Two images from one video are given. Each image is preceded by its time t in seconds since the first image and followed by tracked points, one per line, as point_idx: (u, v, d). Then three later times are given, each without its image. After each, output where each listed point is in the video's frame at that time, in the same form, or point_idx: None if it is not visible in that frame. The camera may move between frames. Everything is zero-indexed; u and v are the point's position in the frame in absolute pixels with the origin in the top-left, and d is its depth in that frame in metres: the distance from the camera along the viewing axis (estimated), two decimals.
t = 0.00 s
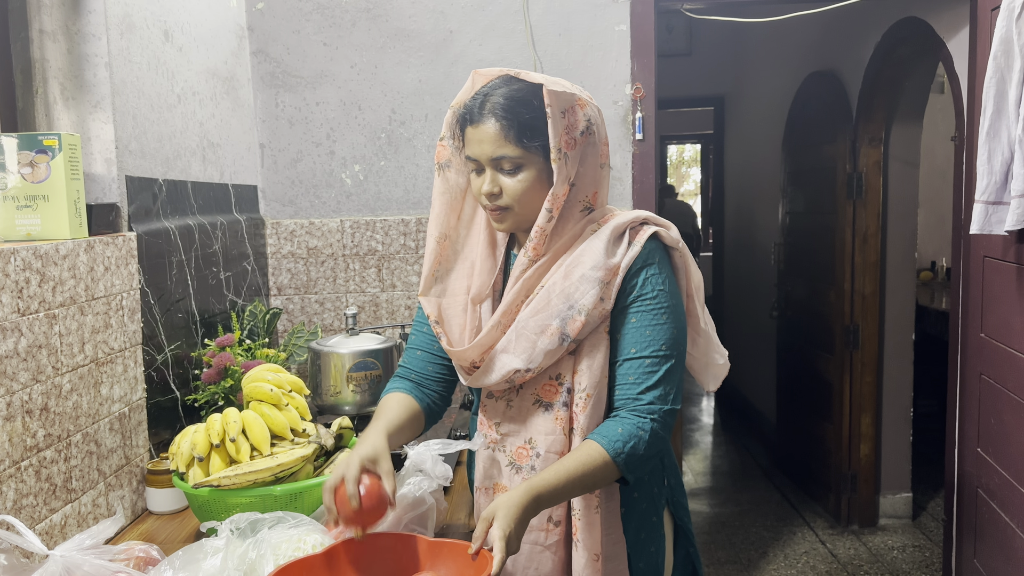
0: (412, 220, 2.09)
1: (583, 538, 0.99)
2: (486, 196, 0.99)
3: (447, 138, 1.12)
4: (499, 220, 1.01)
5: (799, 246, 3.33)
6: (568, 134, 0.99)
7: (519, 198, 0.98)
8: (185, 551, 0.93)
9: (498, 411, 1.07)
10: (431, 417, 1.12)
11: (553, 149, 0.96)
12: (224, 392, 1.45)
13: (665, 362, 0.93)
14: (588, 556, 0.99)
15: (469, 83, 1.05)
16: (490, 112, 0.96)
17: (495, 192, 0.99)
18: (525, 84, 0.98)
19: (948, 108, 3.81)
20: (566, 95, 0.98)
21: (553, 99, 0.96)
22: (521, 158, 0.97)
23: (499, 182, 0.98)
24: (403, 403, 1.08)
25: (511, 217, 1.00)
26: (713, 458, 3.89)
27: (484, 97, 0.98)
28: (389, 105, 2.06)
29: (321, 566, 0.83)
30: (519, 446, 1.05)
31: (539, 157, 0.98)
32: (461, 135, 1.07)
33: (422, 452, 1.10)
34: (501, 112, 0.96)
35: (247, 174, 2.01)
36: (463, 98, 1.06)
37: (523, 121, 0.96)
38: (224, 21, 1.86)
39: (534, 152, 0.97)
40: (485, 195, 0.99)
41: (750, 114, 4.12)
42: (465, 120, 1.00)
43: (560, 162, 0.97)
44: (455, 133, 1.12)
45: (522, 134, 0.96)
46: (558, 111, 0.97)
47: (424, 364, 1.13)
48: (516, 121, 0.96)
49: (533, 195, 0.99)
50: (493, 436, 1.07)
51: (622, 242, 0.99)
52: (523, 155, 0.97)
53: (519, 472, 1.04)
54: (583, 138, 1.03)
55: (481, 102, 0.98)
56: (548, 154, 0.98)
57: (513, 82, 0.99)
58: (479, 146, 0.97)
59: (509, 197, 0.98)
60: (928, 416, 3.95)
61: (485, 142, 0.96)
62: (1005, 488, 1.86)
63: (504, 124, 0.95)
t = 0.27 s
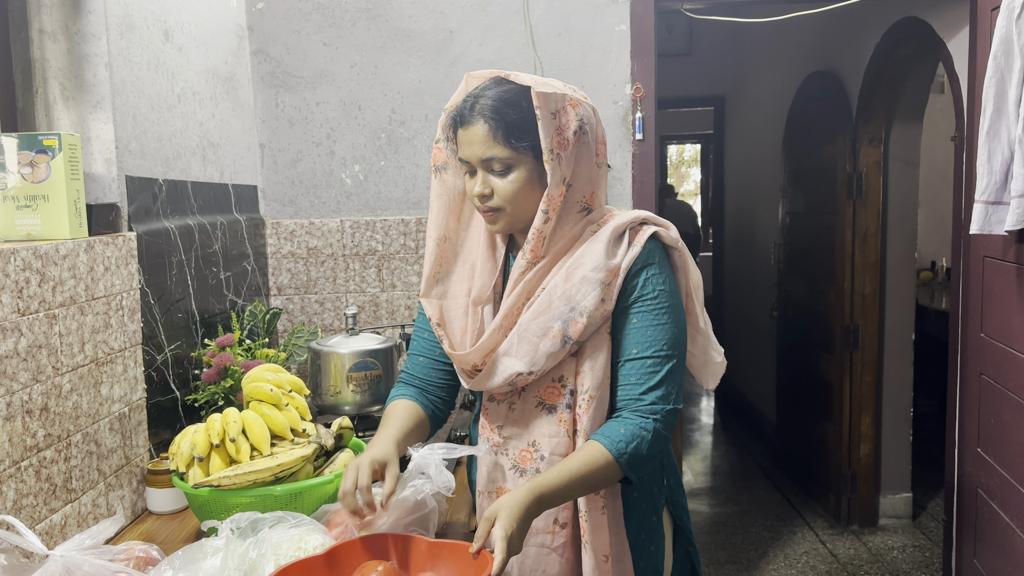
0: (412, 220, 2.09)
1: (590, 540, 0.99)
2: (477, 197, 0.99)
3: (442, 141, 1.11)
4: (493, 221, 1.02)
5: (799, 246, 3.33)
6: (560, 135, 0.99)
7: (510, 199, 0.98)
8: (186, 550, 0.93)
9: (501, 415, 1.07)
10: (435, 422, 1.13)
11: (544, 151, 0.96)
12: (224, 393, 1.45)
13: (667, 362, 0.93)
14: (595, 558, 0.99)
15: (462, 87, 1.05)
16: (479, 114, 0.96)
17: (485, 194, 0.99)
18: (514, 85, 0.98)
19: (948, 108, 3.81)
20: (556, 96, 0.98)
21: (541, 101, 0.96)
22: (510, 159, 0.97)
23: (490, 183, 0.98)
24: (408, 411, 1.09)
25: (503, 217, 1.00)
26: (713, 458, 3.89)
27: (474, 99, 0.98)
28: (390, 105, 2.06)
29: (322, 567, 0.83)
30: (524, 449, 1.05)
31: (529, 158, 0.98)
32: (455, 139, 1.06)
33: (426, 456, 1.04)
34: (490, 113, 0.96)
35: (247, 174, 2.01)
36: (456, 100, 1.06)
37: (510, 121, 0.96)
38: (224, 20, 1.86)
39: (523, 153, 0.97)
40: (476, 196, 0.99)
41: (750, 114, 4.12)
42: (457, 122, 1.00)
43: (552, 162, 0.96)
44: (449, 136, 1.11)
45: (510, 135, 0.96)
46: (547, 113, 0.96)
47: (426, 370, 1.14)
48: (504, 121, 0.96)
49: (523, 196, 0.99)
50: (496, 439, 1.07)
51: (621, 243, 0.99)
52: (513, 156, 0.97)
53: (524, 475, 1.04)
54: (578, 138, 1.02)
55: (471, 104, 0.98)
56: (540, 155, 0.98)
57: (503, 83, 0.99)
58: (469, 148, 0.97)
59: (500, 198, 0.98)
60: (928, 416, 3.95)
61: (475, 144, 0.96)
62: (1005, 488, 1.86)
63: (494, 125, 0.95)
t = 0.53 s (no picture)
0: (412, 220, 2.09)
1: (578, 539, 0.99)
2: (476, 196, 0.99)
3: (444, 138, 1.11)
4: (491, 220, 1.02)
5: (800, 246, 3.33)
6: (557, 135, 0.98)
7: (509, 199, 0.99)
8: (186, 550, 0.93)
9: (490, 410, 1.07)
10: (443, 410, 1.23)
11: (540, 151, 0.95)
12: (224, 393, 1.45)
13: (661, 364, 0.92)
14: (582, 557, 1.00)
15: (465, 85, 1.06)
16: (480, 114, 0.96)
17: (485, 194, 0.99)
18: (514, 84, 0.98)
19: (948, 108, 3.81)
20: (556, 96, 0.98)
21: (541, 101, 0.95)
22: (510, 160, 0.97)
23: (489, 183, 0.98)
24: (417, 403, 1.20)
25: (502, 218, 1.01)
26: (713, 458, 3.89)
27: (474, 99, 0.98)
28: (389, 105, 2.06)
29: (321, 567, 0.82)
30: (509, 445, 1.05)
31: (528, 160, 0.98)
32: (454, 137, 1.06)
33: (423, 456, 1.07)
34: (490, 114, 0.96)
35: (247, 174, 2.01)
36: (457, 99, 1.06)
37: (511, 122, 0.96)
38: (224, 20, 1.86)
39: (523, 154, 0.97)
40: (476, 196, 1.00)
41: (750, 114, 4.12)
42: (456, 121, 1.00)
43: (547, 163, 0.96)
44: (450, 134, 1.11)
45: (510, 136, 0.96)
46: (545, 113, 0.96)
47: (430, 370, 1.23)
48: (504, 122, 0.96)
49: (523, 196, 1.00)
50: (484, 434, 1.07)
51: (612, 243, 0.98)
52: (512, 156, 0.97)
53: (507, 471, 1.05)
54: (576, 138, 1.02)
55: (472, 103, 0.98)
56: (536, 155, 0.97)
57: (504, 83, 0.98)
58: (468, 147, 0.97)
59: (499, 198, 0.99)
60: (928, 416, 3.95)
61: (475, 144, 0.96)
62: (1005, 488, 1.86)
63: (493, 126, 0.95)
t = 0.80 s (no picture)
0: (412, 220, 2.09)
1: (582, 536, 0.99)
2: (476, 193, 1.00)
3: (441, 139, 1.12)
4: (490, 217, 1.02)
5: (800, 245, 3.33)
6: (555, 130, 0.98)
7: (509, 195, 0.99)
8: (187, 549, 0.93)
9: (492, 409, 1.07)
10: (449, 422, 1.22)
11: (536, 145, 0.95)
12: (224, 392, 1.45)
13: (661, 360, 0.92)
14: (587, 553, 0.99)
15: (461, 85, 1.06)
16: (477, 110, 0.96)
17: (484, 190, 0.99)
18: (511, 81, 0.99)
19: (948, 108, 3.81)
20: (552, 92, 0.98)
21: (537, 96, 0.96)
22: (508, 156, 0.97)
23: (489, 179, 0.99)
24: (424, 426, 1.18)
25: (502, 214, 1.01)
26: (713, 458, 3.89)
27: (472, 96, 0.98)
28: (389, 105, 2.06)
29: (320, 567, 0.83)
30: (513, 443, 1.05)
31: (526, 155, 0.98)
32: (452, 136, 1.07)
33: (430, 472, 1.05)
34: (488, 110, 0.96)
35: (247, 174, 2.01)
36: (454, 100, 1.06)
37: (508, 117, 0.96)
38: (224, 20, 1.86)
39: (521, 149, 0.97)
40: (475, 192, 1.00)
41: (750, 114, 4.12)
42: (454, 119, 1.01)
43: (545, 158, 0.96)
44: (448, 135, 1.12)
45: (508, 132, 0.96)
46: (543, 108, 0.96)
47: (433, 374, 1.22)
48: (502, 118, 0.96)
49: (523, 191, 0.99)
50: (487, 432, 1.07)
51: (612, 238, 0.98)
52: (511, 152, 0.97)
53: (512, 469, 1.05)
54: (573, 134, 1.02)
55: (470, 100, 0.98)
56: (534, 151, 0.97)
57: (501, 80, 0.99)
58: (467, 144, 0.97)
59: (499, 194, 0.99)
60: (928, 416, 3.96)
61: (473, 141, 0.97)
62: (1005, 488, 1.86)
63: (491, 121, 0.96)
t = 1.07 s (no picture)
0: (412, 220, 2.09)
1: (578, 537, 0.98)
2: (477, 193, 0.99)
3: (441, 138, 1.12)
4: (491, 218, 1.02)
5: (800, 245, 3.33)
6: (556, 132, 0.98)
7: (510, 196, 0.99)
8: (188, 549, 0.93)
9: (489, 409, 1.07)
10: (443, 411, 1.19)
11: (538, 147, 0.95)
12: (224, 392, 1.45)
13: (661, 363, 0.92)
14: (583, 555, 0.99)
15: (463, 83, 1.06)
16: (481, 110, 0.96)
17: (485, 190, 0.99)
18: (516, 81, 0.98)
19: (948, 108, 3.81)
20: (556, 93, 0.98)
21: (542, 96, 0.95)
22: (511, 156, 0.97)
23: (490, 179, 0.98)
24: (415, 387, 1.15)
25: (502, 214, 1.01)
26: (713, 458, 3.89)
27: (475, 95, 0.98)
28: (389, 105, 2.06)
29: (321, 567, 0.83)
30: (509, 445, 1.05)
31: (529, 156, 0.98)
32: (453, 135, 1.07)
33: (423, 450, 1.04)
34: (491, 110, 0.96)
35: (247, 174, 2.01)
36: (457, 97, 1.07)
37: (512, 118, 0.96)
38: (224, 20, 1.86)
39: (525, 150, 0.97)
40: (476, 192, 1.00)
41: (750, 114, 4.12)
42: (456, 119, 1.00)
43: (547, 159, 0.96)
44: (449, 134, 1.12)
45: (511, 132, 0.96)
46: (546, 109, 0.96)
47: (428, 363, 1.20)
48: (506, 118, 0.96)
49: (523, 192, 0.99)
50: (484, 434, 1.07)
51: (610, 241, 0.98)
52: (513, 152, 0.97)
53: (508, 470, 1.05)
54: (574, 136, 1.02)
55: (472, 100, 0.98)
56: (535, 152, 0.97)
57: (505, 80, 0.99)
58: (469, 144, 0.97)
59: (500, 194, 0.99)
60: (928, 416, 3.96)
61: (476, 140, 0.96)
62: (1005, 488, 1.86)
63: (495, 121, 0.96)
